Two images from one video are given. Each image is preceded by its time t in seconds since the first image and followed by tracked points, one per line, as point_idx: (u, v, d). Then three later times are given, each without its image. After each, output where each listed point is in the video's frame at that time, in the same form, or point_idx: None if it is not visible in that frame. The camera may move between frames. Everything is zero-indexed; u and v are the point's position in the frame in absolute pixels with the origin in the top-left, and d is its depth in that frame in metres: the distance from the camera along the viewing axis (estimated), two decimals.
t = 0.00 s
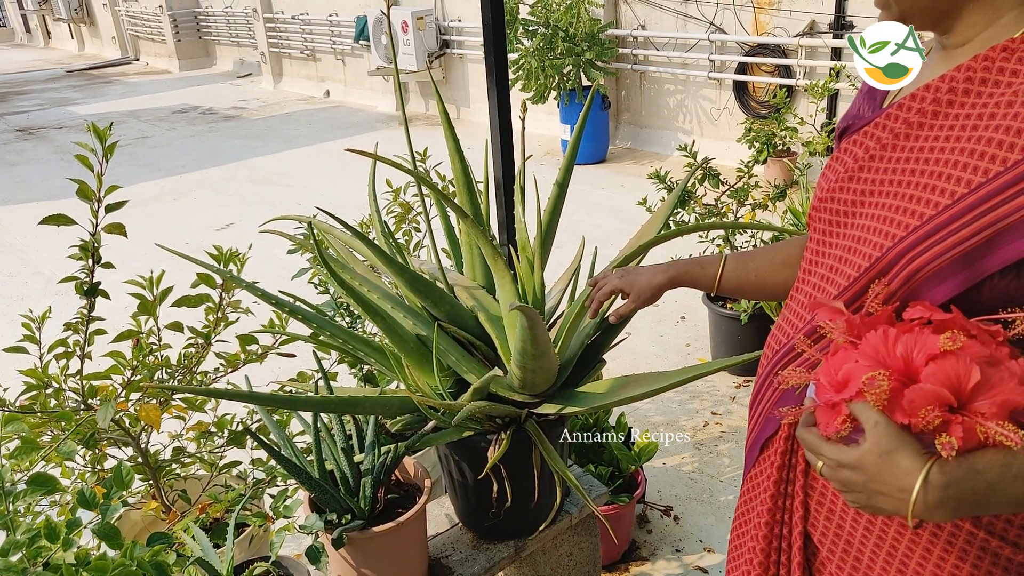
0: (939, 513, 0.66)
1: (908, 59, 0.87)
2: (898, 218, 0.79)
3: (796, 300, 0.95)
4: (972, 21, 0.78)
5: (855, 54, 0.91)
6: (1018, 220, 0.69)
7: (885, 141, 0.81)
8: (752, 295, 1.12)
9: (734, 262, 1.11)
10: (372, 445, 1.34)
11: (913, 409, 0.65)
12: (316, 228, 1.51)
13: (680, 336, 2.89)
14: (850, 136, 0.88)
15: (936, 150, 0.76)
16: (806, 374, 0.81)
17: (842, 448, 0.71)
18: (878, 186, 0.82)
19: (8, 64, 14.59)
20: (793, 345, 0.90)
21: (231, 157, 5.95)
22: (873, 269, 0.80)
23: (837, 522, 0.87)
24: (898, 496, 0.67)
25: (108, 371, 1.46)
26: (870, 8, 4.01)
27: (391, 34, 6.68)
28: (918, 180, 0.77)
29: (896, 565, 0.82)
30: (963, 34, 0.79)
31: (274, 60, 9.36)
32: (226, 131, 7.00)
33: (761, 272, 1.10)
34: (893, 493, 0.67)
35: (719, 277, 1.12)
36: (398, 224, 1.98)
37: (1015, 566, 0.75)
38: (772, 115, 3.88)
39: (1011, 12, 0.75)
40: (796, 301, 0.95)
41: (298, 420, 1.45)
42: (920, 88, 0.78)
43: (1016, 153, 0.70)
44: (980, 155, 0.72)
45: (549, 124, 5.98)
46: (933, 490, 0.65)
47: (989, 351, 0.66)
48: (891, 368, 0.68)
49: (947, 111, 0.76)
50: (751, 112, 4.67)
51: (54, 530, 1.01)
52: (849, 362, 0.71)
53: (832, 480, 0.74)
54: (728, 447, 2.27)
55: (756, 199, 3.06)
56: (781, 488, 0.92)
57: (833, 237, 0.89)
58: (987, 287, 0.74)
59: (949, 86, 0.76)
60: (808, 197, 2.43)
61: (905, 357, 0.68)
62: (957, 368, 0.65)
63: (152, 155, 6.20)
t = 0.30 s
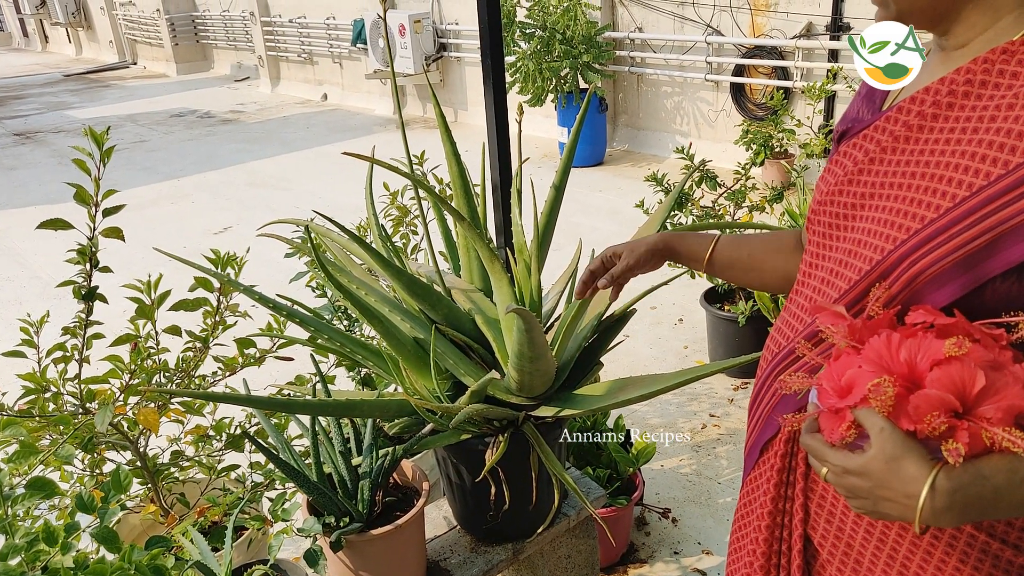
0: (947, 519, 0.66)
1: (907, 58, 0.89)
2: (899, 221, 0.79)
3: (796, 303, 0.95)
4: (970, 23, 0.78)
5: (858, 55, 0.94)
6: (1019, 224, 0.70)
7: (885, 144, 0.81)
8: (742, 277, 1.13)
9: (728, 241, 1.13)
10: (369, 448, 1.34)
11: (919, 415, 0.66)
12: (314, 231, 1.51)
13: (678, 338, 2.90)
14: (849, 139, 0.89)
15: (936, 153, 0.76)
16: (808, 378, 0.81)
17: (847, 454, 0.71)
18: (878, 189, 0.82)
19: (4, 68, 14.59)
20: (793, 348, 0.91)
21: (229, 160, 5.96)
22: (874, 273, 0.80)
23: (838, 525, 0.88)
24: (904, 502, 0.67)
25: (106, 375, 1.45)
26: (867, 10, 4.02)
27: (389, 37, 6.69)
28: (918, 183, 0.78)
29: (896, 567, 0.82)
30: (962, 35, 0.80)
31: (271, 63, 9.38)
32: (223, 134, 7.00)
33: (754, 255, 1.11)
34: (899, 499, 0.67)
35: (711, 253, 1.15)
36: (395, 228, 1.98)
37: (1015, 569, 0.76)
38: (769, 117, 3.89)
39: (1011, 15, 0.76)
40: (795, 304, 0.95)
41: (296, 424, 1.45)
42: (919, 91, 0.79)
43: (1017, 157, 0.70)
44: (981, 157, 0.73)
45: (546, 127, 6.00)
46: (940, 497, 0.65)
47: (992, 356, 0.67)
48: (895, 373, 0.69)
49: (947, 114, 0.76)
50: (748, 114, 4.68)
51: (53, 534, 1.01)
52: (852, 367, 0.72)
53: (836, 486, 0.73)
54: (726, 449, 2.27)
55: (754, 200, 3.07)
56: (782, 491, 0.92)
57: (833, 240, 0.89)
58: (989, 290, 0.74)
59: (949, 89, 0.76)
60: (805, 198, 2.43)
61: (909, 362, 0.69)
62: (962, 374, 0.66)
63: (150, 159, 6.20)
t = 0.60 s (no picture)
0: (955, 521, 0.67)
1: (906, 59, 0.89)
2: (902, 221, 0.79)
3: (796, 303, 0.95)
4: (973, 22, 0.79)
5: (854, 54, 0.92)
6: None
7: (887, 144, 0.82)
8: (731, 263, 1.12)
9: (716, 224, 1.12)
10: (368, 448, 1.34)
11: (927, 418, 0.66)
12: (312, 232, 1.51)
13: (678, 337, 2.90)
14: (849, 139, 0.89)
15: (940, 154, 0.77)
16: (812, 380, 0.81)
17: (853, 457, 0.71)
18: (880, 188, 0.82)
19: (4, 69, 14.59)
20: (795, 349, 0.91)
21: (228, 160, 5.96)
22: (877, 273, 0.80)
23: (839, 526, 0.88)
24: (911, 506, 0.67)
25: (105, 375, 1.45)
26: (867, 8, 4.02)
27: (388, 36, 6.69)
28: (922, 183, 0.78)
29: (898, 567, 0.83)
30: (964, 34, 0.80)
31: (271, 63, 9.38)
32: (223, 135, 7.01)
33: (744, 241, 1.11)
34: (906, 502, 0.67)
35: (699, 234, 1.13)
36: (394, 228, 1.98)
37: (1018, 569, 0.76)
38: (769, 116, 3.89)
39: (1013, 14, 0.77)
40: (795, 305, 0.95)
41: (296, 424, 1.45)
42: (921, 91, 0.79)
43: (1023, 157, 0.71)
44: (986, 158, 0.73)
45: (546, 126, 6.00)
46: (949, 501, 0.66)
47: (1000, 357, 0.67)
48: (901, 375, 0.69)
49: (950, 113, 0.77)
50: (748, 113, 4.68)
51: (51, 534, 1.01)
52: (858, 369, 0.71)
53: (842, 489, 0.73)
54: (726, 448, 2.27)
55: (753, 199, 3.07)
56: (783, 492, 0.92)
57: (834, 240, 0.89)
58: (994, 290, 0.75)
59: (953, 88, 0.76)
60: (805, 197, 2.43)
61: (915, 364, 0.69)
62: (969, 376, 0.66)
63: (149, 160, 6.21)
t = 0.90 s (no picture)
0: (964, 522, 0.67)
1: (907, 59, 0.87)
2: (905, 219, 0.78)
3: (798, 301, 0.95)
4: (976, 16, 0.78)
5: (858, 58, 0.92)
6: None
7: (889, 141, 0.81)
8: (747, 281, 1.11)
9: (724, 248, 1.13)
10: (372, 445, 1.34)
11: (933, 418, 0.66)
12: (315, 229, 1.51)
13: (682, 334, 2.89)
14: (850, 136, 0.88)
15: (943, 152, 0.76)
16: (815, 380, 0.80)
17: (859, 458, 0.71)
18: (883, 187, 0.81)
19: (8, 67, 14.62)
20: (796, 348, 0.90)
21: (232, 158, 5.96)
22: (881, 272, 0.80)
23: (843, 525, 0.87)
24: (920, 507, 0.68)
25: (108, 374, 1.45)
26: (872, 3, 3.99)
27: (391, 33, 6.68)
28: (925, 181, 0.77)
29: (901, 566, 0.82)
30: (967, 28, 0.79)
31: (274, 61, 9.38)
32: (226, 132, 7.01)
33: (753, 253, 1.10)
34: (914, 504, 0.68)
35: (709, 262, 1.14)
36: (398, 225, 1.98)
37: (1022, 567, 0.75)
38: (773, 112, 3.87)
39: (1014, 11, 0.76)
40: (797, 303, 0.95)
41: (299, 422, 1.45)
42: (923, 87, 0.78)
43: None
44: (990, 155, 0.72)
45: (549, 123, 5.99)
46: (957, 501, 0.66)
47: (1006, 356, 0.66)
48: (906, 375, 0.68)
49: (953, 111, 0.76)
50: (752, 109, 4.66)
51: (54, 533, 1.01)
52: (862, 369, 0.70)
53: (848, 490, 0.73)
54: (730, 445, 2.27)
55: (757, 196, 3.05)
56: (787, 491, 0.92)
57: (836, 239, 0.88)
58: (998, 289, 0.74)
59: (954, 85, 0.75)
60: (809, 194, 2.42)
61: (920, 364, 0.68)
62: (976, 376, 0.65)
63: (153, 157, 6.22)
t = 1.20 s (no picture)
0: (959, 517, 0.66)
1: (908, 58, 0.86)
2: (905, 216, 0.78)
3: (799, 299, 0.94)
4: (979, 11, 0.77)
5: (856, 55, 0.90)
6: None
7: (890, 138, 0.80)
8: (750, 278, 1.11)
9: (727, 247, 1.12)
10: (373, 445, 1.34)
11: (929, 413, 0.65)
12: (316, 228, 1.51)
13: (684, 332, 2.88)
14: (851, 133, 0.87)
15: (942, 148, 0.75)
16: (814, 376, 0.80)
17: (855, 453, 0.70)
18: (884, 183, 0.81)
19: (11, 67, 14.63)
20: (797, 346, 0.89)
21: (234, 157, 5.96)
22: (881, 268, 0.79)
23: (843, 524, 0.87)
24: (915, 502, 0.67)
25: (109, 373, 1.45)
26: None
27: (393, 31, 6.67)
28: (925, 177, 0.76)
29: (903, 565, 0.82)
30: (969, 22, 0.79)
31: (276, 59, 9.38)
32: (228, 131, 7.01)
33: (757, 251, 1.10)
34: (908, 499, 0.67)
35: (712, 263, 1.13)
36: (399, 224, 1.98)
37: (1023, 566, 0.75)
38: (775, 109, 3.86)
39: (1017, 5, 0.75)
40: (798, 301, 0.94)
41: (300, 421, 1.45)
42: (923, 83, 0.77)
43: None
44: (990, 151, 0.72)
45: (551, 120, 5.98)
46: (951, 495, 0.65)
47: (1003, 352, 0.65)
48: (903, 371, 0.67)
49: (954, 107, 0.75)
50: (755, 106, 4.65)
51: (55, 533, 1.01)
52: (859, 365, 0.70)
53: (844, 485, 0.73)
54: (733, 443, 2.26)
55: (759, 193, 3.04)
56: (786, 490, 0.91)
57: (837, 236, 0.88)
58: (998, 286, 0.73)
59: (955, 80, 0.75)
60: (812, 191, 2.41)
61: (917, 359, 0.67)
62: (972, 371, 0.64)
63: (155, 157, 6.22)
